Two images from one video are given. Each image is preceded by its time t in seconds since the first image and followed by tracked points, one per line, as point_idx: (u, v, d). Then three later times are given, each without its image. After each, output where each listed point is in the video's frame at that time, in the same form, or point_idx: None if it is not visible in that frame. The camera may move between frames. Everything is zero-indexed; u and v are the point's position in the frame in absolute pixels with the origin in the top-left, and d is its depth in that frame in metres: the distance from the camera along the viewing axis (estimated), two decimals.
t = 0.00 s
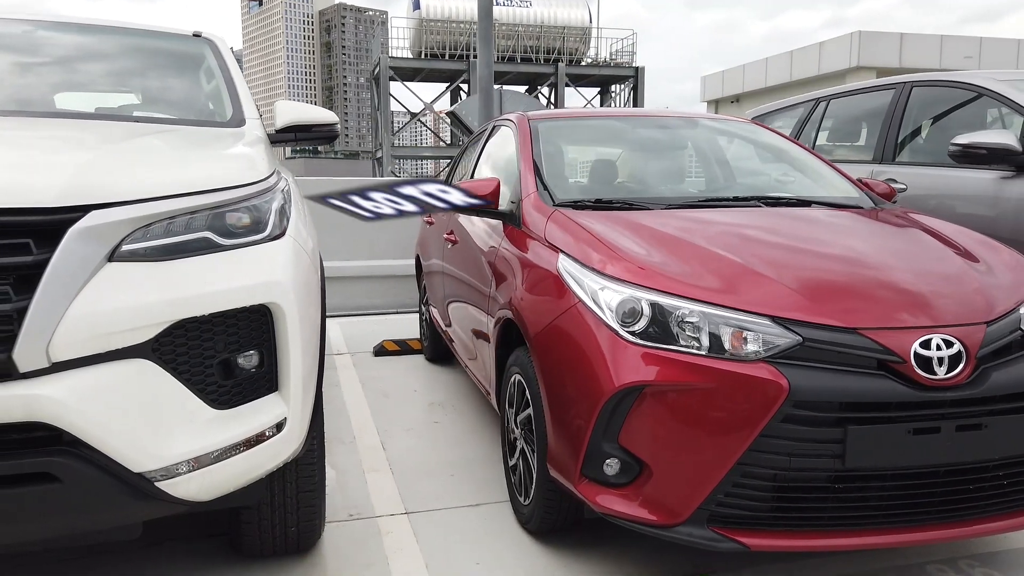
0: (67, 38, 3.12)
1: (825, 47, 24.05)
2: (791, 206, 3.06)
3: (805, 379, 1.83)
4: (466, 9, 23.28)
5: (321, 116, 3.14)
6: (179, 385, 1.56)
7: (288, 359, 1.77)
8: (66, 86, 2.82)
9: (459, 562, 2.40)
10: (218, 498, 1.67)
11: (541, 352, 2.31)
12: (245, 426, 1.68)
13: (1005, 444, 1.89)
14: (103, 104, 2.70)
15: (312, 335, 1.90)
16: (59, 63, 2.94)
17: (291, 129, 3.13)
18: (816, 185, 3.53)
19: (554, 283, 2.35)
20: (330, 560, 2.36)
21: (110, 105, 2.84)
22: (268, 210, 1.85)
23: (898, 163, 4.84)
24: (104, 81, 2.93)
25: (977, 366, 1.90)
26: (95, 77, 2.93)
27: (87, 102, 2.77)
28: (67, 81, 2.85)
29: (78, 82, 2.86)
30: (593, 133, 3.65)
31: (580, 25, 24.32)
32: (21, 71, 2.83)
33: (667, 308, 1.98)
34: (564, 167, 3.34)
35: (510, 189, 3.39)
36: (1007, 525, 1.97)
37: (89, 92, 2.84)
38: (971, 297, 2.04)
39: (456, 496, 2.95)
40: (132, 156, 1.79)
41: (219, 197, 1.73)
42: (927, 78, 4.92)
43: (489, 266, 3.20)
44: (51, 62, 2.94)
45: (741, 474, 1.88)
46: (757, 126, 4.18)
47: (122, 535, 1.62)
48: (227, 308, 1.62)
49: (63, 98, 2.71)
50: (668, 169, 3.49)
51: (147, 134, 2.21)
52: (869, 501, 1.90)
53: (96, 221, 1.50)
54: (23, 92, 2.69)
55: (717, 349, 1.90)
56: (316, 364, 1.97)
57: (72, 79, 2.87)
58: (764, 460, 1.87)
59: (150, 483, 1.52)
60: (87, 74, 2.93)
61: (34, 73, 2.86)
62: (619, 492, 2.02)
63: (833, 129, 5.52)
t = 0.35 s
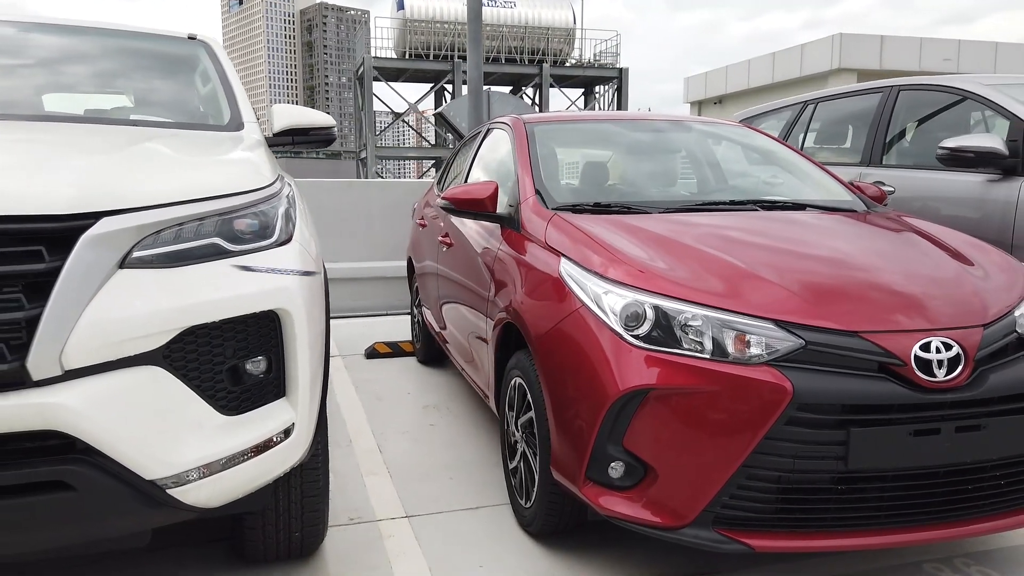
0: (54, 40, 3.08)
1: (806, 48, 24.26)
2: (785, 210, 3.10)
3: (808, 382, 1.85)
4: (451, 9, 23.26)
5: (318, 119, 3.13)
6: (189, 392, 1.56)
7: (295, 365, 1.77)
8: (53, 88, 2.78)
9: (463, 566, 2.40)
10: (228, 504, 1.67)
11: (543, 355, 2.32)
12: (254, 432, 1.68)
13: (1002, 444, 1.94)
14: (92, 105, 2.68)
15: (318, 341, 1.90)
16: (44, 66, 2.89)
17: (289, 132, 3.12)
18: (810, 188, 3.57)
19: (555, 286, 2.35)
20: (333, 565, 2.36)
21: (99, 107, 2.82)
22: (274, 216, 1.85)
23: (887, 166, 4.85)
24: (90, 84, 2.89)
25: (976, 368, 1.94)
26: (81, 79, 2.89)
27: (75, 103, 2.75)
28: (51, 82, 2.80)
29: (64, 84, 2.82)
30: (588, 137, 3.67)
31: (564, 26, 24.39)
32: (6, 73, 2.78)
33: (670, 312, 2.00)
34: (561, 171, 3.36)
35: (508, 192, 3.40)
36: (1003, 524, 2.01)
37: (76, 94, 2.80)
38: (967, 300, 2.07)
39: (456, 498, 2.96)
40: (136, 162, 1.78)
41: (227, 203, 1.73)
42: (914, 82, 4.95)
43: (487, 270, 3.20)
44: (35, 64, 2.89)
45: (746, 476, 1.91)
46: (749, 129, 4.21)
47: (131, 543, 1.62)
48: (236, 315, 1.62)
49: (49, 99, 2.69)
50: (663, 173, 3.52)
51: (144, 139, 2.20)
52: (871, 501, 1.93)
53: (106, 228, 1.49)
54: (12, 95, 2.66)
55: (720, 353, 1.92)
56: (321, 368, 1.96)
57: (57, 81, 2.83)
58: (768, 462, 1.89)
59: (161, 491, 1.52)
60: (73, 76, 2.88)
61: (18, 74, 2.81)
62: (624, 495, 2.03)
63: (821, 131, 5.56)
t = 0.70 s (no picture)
0: (42, 41, 3.05)
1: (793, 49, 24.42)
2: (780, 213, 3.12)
3: (810, 386, 1.87)
4: (439, 9, 23.24)
5: (315, 123, 3.13)
6: (194, 398, 1.56)
7: (299, 371, 1.76)
8: (43, 90, 2.75)
9: (464, 569, 2.41)
10: (233, 510, 1.67)
11: (544, 358, 2.32)
12: (258, 439, 1.68)
13: (1000, 446, 1.96)
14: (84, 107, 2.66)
15: (321, 345, 1.90)
16: (32, 67, 2.86)
17: (286, 136, 3.10)
18: (804, 190, 3.60)
19: (555, 289, 2.36)
20: (333, 570, 2.36)
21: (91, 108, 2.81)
22: (279, 221, 1.85)
23: (877, 168, 4.88)
24: (80, 86, 2.86)
25: (974, 371, 1.96)
26: (69, 81, 2.86)
27: (66, 105, 2.73)
28: (39, 84, 2.78)
29: (54, 86, 2.79)
30: (584, 139, 3.68)
31: (552, 26, 24.45)
32: None
33: (672, 316, 2.00)
34: (558, 173, 3.36)
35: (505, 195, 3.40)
36: (1001, 525, 2.04)
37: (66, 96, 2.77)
38: (964, 302, 2.10)
39: (455, 501, 2.96)
40: (137, 167, 1.77)
41: (231, 208, 1.73)
42: (904, 85, 4.97)
43: (484, 273, 3.20)
44: (22, 66, 2.86)
45: (748, 480, 1.92)
46: (742, 132, 4.24)
47: (136, 550, 1.61)
48: (241, 321, 1.62)
49: (39, 100, 2.68)
50: (659, 176, 3.53)
51: (141, 143, 2.19)
52: (872, 503, 1.95)
53: (110, 235, 1.50)
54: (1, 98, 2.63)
55: (722, 356, 1.94)
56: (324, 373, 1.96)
57: (45, 83, 2.80)
58: (770, 465, 1.91)
59: (167, 498, 1.53)
60: (62, 78, 2.85)
61: (5, 76, 2.78)
62: (626, 498, 2.04)
63: (811, 132, 5.59)
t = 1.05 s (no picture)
0: (31, 43, 3.02)
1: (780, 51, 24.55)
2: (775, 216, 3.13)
3: (809, 390, 1.88)
4: (427, 9, 23.23)
5: (309, 126, 3.11)
6: (196, 405, 1.56)
7: (300, 377, 1.76)
8: (30, 93, 2.73)
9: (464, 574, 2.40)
10: (236, 518, 1.66)
11: (542, 362, 2.32)
12: (259, 446, 1.67)
13: (997, 448, 1.99)
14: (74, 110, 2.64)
15: (321, 351, 1.89)
16: (19, 70, 2.83)
17: (281, 139, 3.09)
18: (798, 193, 3.62)
19: (553, 293, 2.36)
20: None
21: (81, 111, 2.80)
22: (279, 227, 1.85)
23: (867, 171, 4.91)
24: (68, 88, 2.84)
25: (970, 375, 1.98)
26: (57, 83, 2.83)
27: (55, 108, 2.70)
28: (26, 87, 2.75)
29: (42, 89, 2.76)
30: (578, 142, 3.68)
31: (540, 27, 24.49)
32: None
33: (671, 320, 2.01)
34: (553, 176, 3.36)
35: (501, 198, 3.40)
36: (998, 526, 2.06)
37: (54, 99, 2.75)
38: (959, 305, 2.12)
39: (452, 505, 2.95)
40: (135, 173, 1.76)
41: (232, 214, 1.73)
42: (894, 88, 4.99)
43: (479, 276, 3.20)
44: (9, 68, 2.83)
45: (749, 483, 1.93)
46: (735, 134, 4.26)
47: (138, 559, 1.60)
48: (243, 328, 1.62)
49: (28, 103, 2.66)
50: (654, 179, 3.54)
51: (134, 148, 2.17)
52: (870, 505, 1.97)
53: (111, 243, 1.49)
54: None
55: (721, 361, 1.94)
56: (324, 379, 1.95)
57: (33, 86, 2.77)
58: (770, 469, 1.92)
59: (169, 506, 1.52)
60: (50, 81, 2.82)
61: None
62: (627, 502, 2.05)
63: (802, 134, 5.61)
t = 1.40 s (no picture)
0: (22, 45, 3.00)
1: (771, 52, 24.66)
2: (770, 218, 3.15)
3: (807, 392, 1.89)
4: (419, 10, 23.22)
5: (304, 128, 3.11)
6: (196, 410, 1.55)
7: (300, 381, 1.76)
8: (22, 94, 2.71)
9: None
10: (236, 522, 1.66)
11: (540, 364, 2.32)
12: (260, 450, 1.67)
13: (993, 449, 2.00)
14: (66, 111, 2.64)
15: (320, 355, 1.89)
16: (10, 71, 2.81)
17: (276, 140, 3.10)
18: (792, 194, 3.64)
19: (550, 296, 2.36)
20: None
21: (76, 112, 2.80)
22: (278, 231, 1.85)
23: (860, 172, 4.94)
24: (60, 90, 2.82)
25: (966, 377, 2.00)
26: (49, 85, 2.82)
27: (46, 110, 2.69)
28: (18, 89, 2.73)
29: (34, 91, 2.75)
30: (574, 144, 3.69)
31: (532, 28, 24.51)
32: None
33: (669, 323, 2.02)
34: (549, 178, 3.37)
35: (497, 200, 3.40)
36: (994, 526, 2.08)
37: (46, 101, 2.74)
38: (955, 307, 2.14)
39: (449, 507, 2.95)
40: (132, 176, 1.76)
41: (231, 218, 1.72)
42: (886, 90, 5.02)
43: (475, 278, 3.20)
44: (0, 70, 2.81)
45: (747, 485, 1.94)
46: (729, 136, 4.27)
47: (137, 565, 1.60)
48: (243, 332, 1.62)
49: (19, 104, 2.65)
50: (649, 181, 3.55)
51: (128, 151, 2.16)
52: (868, 507, 1.98)
53: (110, 247, 1.49)
54: None
55: (719, 363, 1.95)
56: (322, 382, 1.95)
57: (25, 87, 2.75)
58: (768, 470, 1.93)
59: (169, 511, 1.52)
60: (41, 83, 2.81)
61: None
62: (625, 504, 2.05)
63: (794, 135, 5.64)
